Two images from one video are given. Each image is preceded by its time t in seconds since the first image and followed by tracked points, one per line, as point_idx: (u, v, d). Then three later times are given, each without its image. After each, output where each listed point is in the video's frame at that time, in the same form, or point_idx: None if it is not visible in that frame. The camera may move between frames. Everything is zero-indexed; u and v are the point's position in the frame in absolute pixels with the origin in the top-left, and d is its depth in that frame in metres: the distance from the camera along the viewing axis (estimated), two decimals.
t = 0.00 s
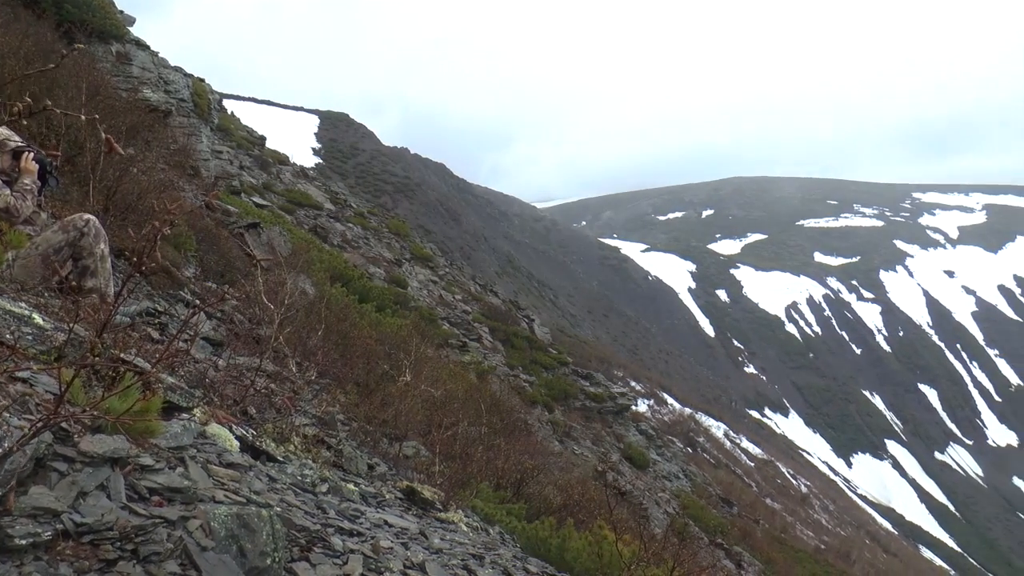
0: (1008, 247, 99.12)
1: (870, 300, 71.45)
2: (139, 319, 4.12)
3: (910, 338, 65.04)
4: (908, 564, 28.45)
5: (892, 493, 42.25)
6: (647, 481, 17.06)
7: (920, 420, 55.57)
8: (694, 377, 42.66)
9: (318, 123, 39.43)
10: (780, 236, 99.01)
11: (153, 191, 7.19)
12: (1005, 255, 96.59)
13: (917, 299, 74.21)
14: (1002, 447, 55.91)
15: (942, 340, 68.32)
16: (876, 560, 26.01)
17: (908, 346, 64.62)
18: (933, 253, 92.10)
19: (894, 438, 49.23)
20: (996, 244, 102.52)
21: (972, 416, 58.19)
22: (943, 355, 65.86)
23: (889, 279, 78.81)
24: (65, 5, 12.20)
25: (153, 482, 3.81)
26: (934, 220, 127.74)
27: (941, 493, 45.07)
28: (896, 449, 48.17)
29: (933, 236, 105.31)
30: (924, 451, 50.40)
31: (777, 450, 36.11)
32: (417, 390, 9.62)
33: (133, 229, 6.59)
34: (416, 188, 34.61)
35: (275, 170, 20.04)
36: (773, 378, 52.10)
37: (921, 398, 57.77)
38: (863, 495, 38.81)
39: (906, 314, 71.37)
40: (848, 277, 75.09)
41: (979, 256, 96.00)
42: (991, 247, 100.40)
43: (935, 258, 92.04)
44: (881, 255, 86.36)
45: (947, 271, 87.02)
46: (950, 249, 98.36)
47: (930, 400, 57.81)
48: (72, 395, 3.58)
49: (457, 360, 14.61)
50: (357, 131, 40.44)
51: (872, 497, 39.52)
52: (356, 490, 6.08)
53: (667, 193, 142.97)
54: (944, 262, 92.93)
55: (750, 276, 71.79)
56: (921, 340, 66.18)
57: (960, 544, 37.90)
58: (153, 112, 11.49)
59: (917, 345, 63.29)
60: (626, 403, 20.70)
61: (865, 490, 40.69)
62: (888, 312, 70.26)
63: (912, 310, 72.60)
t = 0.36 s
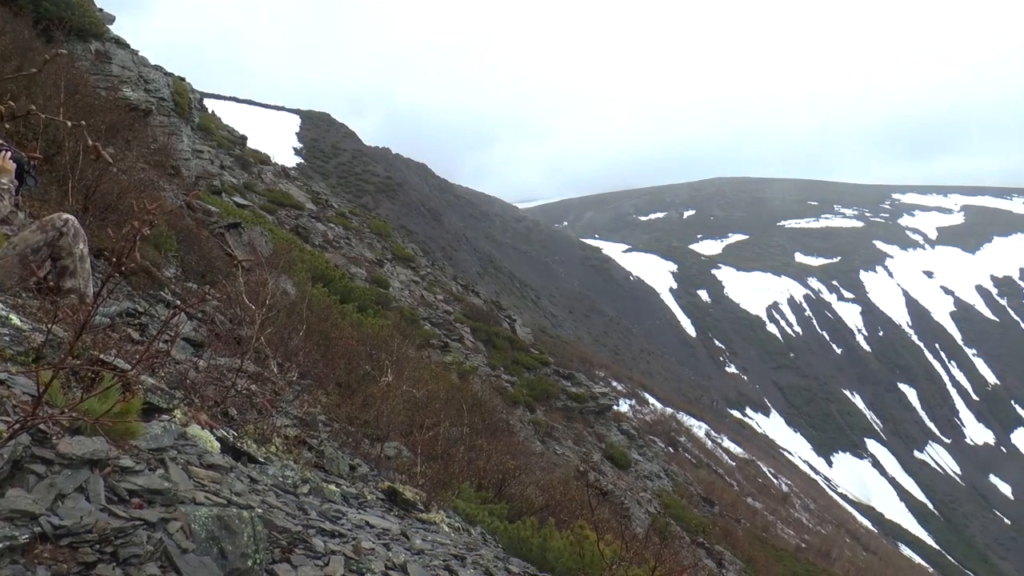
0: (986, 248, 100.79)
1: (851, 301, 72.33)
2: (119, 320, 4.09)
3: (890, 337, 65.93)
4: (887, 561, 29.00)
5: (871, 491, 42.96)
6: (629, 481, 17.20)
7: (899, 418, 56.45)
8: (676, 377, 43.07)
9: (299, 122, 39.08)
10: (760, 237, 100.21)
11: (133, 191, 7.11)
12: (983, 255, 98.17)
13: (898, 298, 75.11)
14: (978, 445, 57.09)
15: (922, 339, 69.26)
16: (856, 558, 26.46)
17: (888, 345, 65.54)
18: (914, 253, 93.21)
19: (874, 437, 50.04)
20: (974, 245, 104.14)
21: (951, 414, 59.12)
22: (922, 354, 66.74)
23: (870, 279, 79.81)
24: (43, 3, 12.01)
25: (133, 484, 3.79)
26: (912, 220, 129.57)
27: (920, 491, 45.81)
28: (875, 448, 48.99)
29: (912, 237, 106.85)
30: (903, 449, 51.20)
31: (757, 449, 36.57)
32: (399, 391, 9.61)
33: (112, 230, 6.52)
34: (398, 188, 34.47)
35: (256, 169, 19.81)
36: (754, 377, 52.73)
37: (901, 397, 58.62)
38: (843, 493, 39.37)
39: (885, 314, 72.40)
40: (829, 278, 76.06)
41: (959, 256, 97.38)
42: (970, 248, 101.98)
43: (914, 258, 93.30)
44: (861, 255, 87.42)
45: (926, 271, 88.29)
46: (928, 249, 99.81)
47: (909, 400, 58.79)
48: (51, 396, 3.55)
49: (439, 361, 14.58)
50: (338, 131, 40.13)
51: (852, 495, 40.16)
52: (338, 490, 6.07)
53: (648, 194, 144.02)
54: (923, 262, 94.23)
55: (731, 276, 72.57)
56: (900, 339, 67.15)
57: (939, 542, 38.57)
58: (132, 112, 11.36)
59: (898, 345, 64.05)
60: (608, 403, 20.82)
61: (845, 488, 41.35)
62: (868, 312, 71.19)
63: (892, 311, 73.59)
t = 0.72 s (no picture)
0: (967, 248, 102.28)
1: (833, 301, 73.20)
2: (101, 320, 4.06)
3: (872, 337, 66.76)
4: (869, 559, 29.49)
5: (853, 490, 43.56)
6: (613, 481, 17.33)
7: (880, 418, 57.30)
8: (659, 377, 43.43)
9: (283, 122, 38.77)
10: (742, 237, 101.27)
11: (114, 190, 7.03)
12: (964, 255, 99.63)
13: (879, 298, 76.17)
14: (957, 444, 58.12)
15: (903, 339, 70.16)
16: (838, 556, 26.87)
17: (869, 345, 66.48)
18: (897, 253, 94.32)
19: (857, 436, 50.72)
20: (955, 245, 105.66)
21: (932, 413, 59.97)
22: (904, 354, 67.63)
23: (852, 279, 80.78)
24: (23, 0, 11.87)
25: (115, 486, 3.76)
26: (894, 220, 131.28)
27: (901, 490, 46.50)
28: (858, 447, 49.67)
29: (894, 237, 108.24)
30: (884, 448, 51.97)
31: (740, 448, 36.98)
32: (383, 391, 9.58)
33: (95, 229, 6.44)
34: (382, 188, 34.31)
35: (239, 169, 19.61)
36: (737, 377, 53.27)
37: (882, 396, 59.47)
38: (826, 492, 39.88)
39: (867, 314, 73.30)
40: (812, 278, 76.98)
41: (941, 256, 98.70)
42: (951, 248, 103.40)
43: (896, 258, 94.47)
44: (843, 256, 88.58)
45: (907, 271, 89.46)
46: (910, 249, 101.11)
47: (892, 399, 59.64)
48: (30, 396, 3.52)
49: (423, 361, 14.59)
50: (322, 130, 39.84)
51: (835, 494, 40.73)
52: (321, 491, 6.06)
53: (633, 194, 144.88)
54: (905, 262, 95.45)
55: (714, 276, 73.25)
56: (881, 339, 68.07)
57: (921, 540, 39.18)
58: (114, 111, 11.26)
59: (881, 344, 64.83)
60: (592, 403, 20.92)
61: (828, 487, 41.88)
62: (850, 312, 72.21)
63: (874, 311, 74.29)
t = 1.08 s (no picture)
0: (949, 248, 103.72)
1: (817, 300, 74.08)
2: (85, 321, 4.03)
3: (855, 336, 67.56)
4: (852, 557, 29.92)
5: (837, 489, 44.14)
6: (599, 480, 17.45)
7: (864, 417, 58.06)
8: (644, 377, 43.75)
9: (268, 121, 38.50)
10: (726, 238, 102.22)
11: (98, 190, 6.96)
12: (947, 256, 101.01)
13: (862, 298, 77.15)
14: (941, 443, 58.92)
15: (887, 338, 70.77)
16: (823, 554, 27.26)
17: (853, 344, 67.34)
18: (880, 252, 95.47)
19: (840, 436, 51.43)
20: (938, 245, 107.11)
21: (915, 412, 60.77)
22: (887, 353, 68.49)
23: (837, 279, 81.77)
24: None
25: (98, 488, 3.74)
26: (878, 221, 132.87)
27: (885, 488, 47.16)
28: (842, 446, 50.33)
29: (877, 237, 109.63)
30: (869, 447, 52.66)
31: (725, 447, 37.37)
32: (368, 392, 9.57)
33: (78, 229, 6.38)
34: (368, 188, 34.18)
35: (224, 168, 19.45)
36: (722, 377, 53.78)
37: (866, 396, 60.23)
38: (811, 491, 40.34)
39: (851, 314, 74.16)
40: (796, 278, 77.80)
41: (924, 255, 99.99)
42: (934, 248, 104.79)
43: (880, 258, 95.57)
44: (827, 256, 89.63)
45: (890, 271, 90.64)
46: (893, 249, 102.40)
47: (876, 398, 60.43)
48: (12, 398, 3.48)
49: (409, 362, 14.61)
50: (307, 130, 39.58)
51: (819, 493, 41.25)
52: (306, 492, 6.05)
53: (618, 195, 145.70)
54: (888, 262, 96.68)
55: (699, 277, 73.87)
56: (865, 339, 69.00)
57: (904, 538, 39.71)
58: (98, 110, 11.17)
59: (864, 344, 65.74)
60: (578, 403, 21.02)
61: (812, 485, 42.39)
62: (833, 312, 73.16)
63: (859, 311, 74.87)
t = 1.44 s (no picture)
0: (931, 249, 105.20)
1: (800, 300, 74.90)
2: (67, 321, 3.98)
3: (839, 336, 68.40)
4: (836, 556, 30.32)
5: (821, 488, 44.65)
6: (584, 480, 17.53)
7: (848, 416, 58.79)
8: (630, 376, 44.02)
9: (252, 120, 38.16)
10: (711, 238, 103.03)
11: (81, 191, 6.87)
12: (929, 256, 102.43)
13: (845, 298, 78.08)
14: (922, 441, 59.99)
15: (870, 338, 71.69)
16: (806, 552, 27.59)
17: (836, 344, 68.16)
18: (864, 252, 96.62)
19: (824, 435, 52.04)
20: (921, 246, 108.62)
21: (897, 411, 61.66)
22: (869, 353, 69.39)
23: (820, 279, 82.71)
24: None
25: (81, 489, 3.71)
26: (860, 221, 134.57)
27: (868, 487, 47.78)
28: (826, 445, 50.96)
29: (859, 237, 111.05)
30: (851, 446, 53.37)
31: (710, 447, 37.68)
32: (354, 393, 9.53)
33: (61, 228, 6.30)
34: (352, 188, 33.97)
35: (210, 168, 19.25)
36: (707, 377, 54.21)
37: (850, 395, 60.97)
38: (794, 491, 40.85)
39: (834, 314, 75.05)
40: (780, 278, 78.59)
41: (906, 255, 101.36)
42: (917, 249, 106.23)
43: (863, 258, 96.79)
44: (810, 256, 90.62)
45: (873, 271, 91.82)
46: (876, 249, 103.74)
47: (859, 397, 61.19)
48: None
49: (394, 362, 14.58)
50: (292, 129, 39.29)
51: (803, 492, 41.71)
52: (291, 492, 6.03)
53: (604, 196, 146.37)
54: (871, 262, 97.95)
55: (684, 277, 74.39)
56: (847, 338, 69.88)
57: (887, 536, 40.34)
58: (81, 109, 11.04)
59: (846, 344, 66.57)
60: (563, 403, 21.05)
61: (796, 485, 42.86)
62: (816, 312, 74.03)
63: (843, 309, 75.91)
